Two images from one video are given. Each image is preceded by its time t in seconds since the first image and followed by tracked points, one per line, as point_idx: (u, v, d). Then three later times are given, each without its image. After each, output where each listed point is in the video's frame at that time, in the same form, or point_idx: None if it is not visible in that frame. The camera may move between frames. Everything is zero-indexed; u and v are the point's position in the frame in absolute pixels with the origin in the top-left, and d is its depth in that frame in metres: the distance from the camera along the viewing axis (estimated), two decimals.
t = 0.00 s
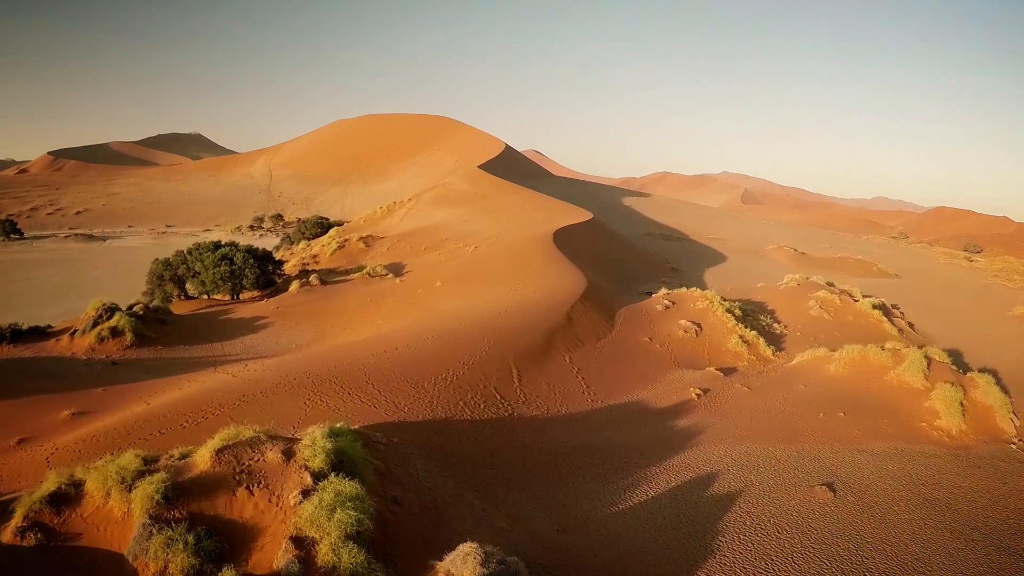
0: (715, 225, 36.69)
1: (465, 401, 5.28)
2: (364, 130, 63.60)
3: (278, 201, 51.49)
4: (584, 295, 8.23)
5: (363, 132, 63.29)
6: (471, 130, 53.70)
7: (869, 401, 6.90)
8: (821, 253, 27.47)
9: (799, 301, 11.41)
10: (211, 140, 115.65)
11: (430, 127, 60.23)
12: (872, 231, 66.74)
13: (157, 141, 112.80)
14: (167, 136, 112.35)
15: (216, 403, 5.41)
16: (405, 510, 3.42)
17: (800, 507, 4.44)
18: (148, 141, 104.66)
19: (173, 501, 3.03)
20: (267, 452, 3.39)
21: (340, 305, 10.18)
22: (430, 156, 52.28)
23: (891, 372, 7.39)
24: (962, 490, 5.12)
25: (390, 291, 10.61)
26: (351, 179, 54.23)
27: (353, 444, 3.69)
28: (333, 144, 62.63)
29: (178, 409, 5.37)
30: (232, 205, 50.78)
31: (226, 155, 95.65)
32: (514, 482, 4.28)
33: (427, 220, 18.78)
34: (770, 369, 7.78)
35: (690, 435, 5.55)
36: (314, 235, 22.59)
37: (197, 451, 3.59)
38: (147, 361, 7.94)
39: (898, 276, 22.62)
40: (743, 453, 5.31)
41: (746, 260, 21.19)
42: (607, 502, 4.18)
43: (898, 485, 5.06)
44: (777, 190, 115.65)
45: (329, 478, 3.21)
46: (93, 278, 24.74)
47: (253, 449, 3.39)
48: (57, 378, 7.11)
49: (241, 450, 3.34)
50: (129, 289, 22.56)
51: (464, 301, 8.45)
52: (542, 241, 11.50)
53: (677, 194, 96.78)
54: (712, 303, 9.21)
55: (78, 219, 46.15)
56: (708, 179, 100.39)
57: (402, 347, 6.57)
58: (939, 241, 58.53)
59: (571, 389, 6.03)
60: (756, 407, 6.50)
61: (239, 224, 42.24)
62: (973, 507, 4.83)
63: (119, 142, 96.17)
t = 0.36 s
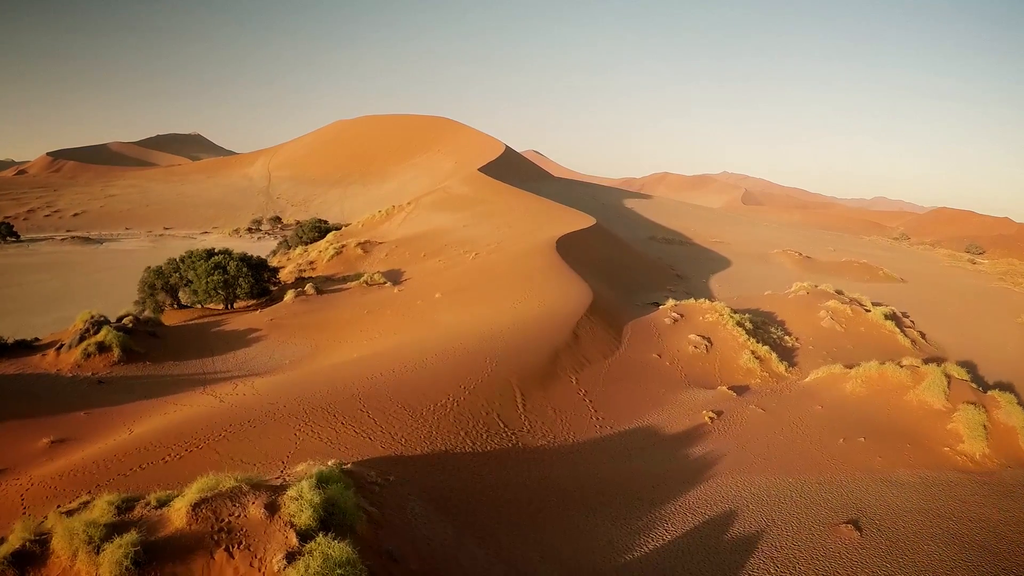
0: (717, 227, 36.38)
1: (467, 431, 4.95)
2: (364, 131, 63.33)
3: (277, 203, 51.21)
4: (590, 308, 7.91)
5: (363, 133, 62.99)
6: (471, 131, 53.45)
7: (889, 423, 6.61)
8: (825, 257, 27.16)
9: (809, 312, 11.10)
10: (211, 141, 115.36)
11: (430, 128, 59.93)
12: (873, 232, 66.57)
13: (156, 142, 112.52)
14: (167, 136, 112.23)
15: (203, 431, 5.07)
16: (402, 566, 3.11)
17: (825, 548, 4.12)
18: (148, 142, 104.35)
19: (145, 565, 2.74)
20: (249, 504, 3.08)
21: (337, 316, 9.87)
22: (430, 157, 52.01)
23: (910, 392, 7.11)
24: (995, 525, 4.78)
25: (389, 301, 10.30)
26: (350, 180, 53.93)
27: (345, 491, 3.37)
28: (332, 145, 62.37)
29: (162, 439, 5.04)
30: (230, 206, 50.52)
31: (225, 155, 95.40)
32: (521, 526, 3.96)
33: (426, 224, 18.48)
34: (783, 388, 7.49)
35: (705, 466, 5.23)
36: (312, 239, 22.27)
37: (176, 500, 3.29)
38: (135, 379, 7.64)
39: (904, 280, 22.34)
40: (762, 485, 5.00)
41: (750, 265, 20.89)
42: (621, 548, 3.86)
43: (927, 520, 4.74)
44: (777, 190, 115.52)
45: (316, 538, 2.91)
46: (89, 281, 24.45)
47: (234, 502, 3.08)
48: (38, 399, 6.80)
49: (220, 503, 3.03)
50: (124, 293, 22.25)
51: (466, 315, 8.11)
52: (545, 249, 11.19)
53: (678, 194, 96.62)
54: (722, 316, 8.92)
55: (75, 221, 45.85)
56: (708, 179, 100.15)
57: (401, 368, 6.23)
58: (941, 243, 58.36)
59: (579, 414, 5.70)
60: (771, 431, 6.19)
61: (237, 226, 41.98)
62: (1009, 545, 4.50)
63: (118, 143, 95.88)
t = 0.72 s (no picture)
0: (719, 229, 36.00)
1: (470, 471, 4.58)
2: (362, 131, 62.99)
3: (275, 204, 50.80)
4: (597, 325, 7.54)
5: (361, 133, 62.63)
6: (471, 131, 53.11)
7: (914, 449, 6.27)
8: (829, 260, 26.74)
9: (821, 324, 10.75)
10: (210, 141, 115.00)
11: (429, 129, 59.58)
12: (874, 232, 66.34)
13: (155, 141, 112.09)
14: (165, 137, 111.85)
15: (184, 469, 4.70)
16: None
17: None
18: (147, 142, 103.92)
19: None
20: None
21: (333, 330, 9.51)
22: (429, 158, 51.68)
23: (933, 416, 6.75)
24: None
25: (386, 313, 9.94)
26: (349, 182, 53.55)
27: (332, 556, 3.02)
28: (331, 145, 62.02)
29: (140, 478, 4.67)
30: (228, 208, 50.15)
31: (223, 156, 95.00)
32: None
33: (425, 229, 18.13)
34: (800, 411, 7.17)
35: (724, 506, 4.88)
36: (309, 244, 21.89)
37: (145, 569, 2.94)
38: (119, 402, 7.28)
39: (910, 284, 21.99)
40: (785, 527, 4.63)
41: (755, 269, 20.52)
42: None
43: (965, 565, 4.38)
44: (777, 190, 115.35)
45: None
46: (83, 286, 24.08)
47: None
48: (15, 425, 6.45)
49: None
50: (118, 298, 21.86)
51: (466, 333, 7.75)
52: (549, 258, 10.82)
53: (678, 194, 96.36)
54: (733, 332, 8.58)
55: (71, 223, 45.46)
56: (708, 179, 99.81)
57: (399, 393, 5.87)
58: (941, 243, 58.17)
59: (588, 447, 5.33)
60: (790, 461, 5.84)
61: (234, 229, 41.63)
62: None
63: (117, 143, 95.44)
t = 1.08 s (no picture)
0: (721, 231, 35.65)
1: (470, 517, 4.21)
2: (361, 132, 62.66)
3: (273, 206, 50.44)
4: (605, 344, 7.18)
5: (360, 134, 62.28)
6: (470, 132, 52.78)
7: (939, 477, 5.95)
8: (833, 263, 26.44)
9: (833, 337, 10.42)
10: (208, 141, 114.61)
11: (428, 130, 59.22)
12: (875, 232, 66.12)
13: (154, 141, 111.71)
14: (164, 137, 111.45)
15: (158, 518, 4.29)
16: None
17: None
18: (145, 142, 103.50)
19: None
20: None
21: (328, 345, 9.16)
22: (428, 159, 51.33)
23: (957, 442, 6.39)
24: None
25: (383, 327, 9.59)
26: (347, 183, 53.19)
27: None
28: (329, 146, 61.65)
29: (114, 525, 4.30)
30: (226, 210, 49.77)
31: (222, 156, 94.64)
32: None
33: (423, 234, 17.78)
34: (817, 435, 6.87)
35: (744, 550, 4.52)
36: (306, 248, 21.52)
37: None
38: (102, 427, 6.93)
39: (916, 289, 21.67)
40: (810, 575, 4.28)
41: (759, 274, 20.18)
42: None
43: None
44: (777, 190, 115.11)
45: None
46: (76, 291, 23.69)
47: None
48: None
49: None
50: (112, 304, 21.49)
51: (465, 352, 7.37)
52: (552, 268, 10.45)
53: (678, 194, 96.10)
54: (746, 348, 8.26)
55: (67, 225, 45.07)
56: (708, 179, 99.51)
57: (393, 422, 5.48)
58: (943, 244, 57.94)
59: (597, 485, 4.97)
60: (811, 495, 5.50)
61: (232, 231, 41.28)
62: None
63: (115, 143, 95.05)
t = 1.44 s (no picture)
0: (722, 232, 35.35)
1: (472, 564, 3.89)
2: (360, 132, 62.34)
3: (271, 207, 50.09)
4: (612, 364, 6.88)
5: (359, 134, 61.93)
6: (469, 132, 52.45)
7: (964, 506, 5.64)
8: (836, 266, 26.13)
9: (843, 350, 10.13)
10: (207, 141, 114.22)
11: (428, 130, 58.89)
12: (876, 233, 65.85)
13: (152, 142, 111.41)
14: (163, 137, 111.19)
15: (135, 563, 3.96)
16: None
17: None
18: (143, 142, 103.10)
19: None
20: None
21: (323, 359, 8.85)
22: (427, 160, 51.00)
23: (980, 468, 6.08)
24: None
25: (380, 339, 9.28)
26: (346, 184, 52.84)
27: None
28: (328, 146, 61.31)
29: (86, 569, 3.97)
30: (223, 211, 49.45)
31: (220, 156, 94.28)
32: None
33: (422, 239, 17.48)
34: (833, 460, 6.59)
35: None
36: (303, 252, 21.18)
37: None
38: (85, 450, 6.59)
39: (921, 293, 21.38)
40: None
41: (762, 279, 19.87)
42: None
43: None
44: (777, 189, 114.89)
45: None
46: (70, 296, 23.35)
47: None
48: None
49: None
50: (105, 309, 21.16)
51: (463, 372, 7.06)
52: (555, 278, 10.12)
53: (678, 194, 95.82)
54: (757, 365, 7.98)
55: (64, 227, 44.70)
56: (708, 178, 99.28)
57: (390, 452, 5.17)
58: (944, 244, 57.67)
59: (607, 522, 4.65)
60: (831, 528, 5.20)
61: (229, 233, 40.96)
62: None
63: (114, 143, 94.68)
